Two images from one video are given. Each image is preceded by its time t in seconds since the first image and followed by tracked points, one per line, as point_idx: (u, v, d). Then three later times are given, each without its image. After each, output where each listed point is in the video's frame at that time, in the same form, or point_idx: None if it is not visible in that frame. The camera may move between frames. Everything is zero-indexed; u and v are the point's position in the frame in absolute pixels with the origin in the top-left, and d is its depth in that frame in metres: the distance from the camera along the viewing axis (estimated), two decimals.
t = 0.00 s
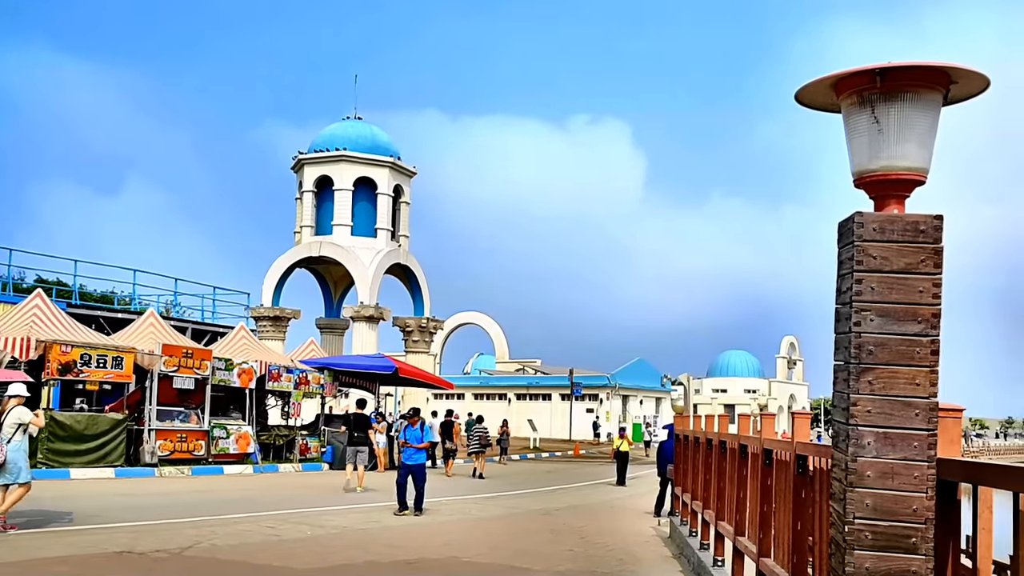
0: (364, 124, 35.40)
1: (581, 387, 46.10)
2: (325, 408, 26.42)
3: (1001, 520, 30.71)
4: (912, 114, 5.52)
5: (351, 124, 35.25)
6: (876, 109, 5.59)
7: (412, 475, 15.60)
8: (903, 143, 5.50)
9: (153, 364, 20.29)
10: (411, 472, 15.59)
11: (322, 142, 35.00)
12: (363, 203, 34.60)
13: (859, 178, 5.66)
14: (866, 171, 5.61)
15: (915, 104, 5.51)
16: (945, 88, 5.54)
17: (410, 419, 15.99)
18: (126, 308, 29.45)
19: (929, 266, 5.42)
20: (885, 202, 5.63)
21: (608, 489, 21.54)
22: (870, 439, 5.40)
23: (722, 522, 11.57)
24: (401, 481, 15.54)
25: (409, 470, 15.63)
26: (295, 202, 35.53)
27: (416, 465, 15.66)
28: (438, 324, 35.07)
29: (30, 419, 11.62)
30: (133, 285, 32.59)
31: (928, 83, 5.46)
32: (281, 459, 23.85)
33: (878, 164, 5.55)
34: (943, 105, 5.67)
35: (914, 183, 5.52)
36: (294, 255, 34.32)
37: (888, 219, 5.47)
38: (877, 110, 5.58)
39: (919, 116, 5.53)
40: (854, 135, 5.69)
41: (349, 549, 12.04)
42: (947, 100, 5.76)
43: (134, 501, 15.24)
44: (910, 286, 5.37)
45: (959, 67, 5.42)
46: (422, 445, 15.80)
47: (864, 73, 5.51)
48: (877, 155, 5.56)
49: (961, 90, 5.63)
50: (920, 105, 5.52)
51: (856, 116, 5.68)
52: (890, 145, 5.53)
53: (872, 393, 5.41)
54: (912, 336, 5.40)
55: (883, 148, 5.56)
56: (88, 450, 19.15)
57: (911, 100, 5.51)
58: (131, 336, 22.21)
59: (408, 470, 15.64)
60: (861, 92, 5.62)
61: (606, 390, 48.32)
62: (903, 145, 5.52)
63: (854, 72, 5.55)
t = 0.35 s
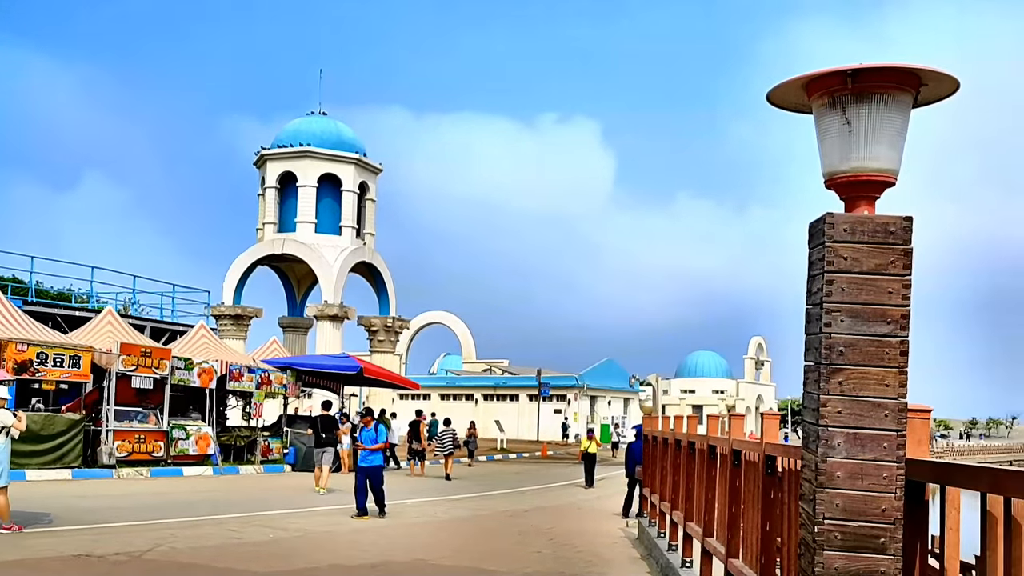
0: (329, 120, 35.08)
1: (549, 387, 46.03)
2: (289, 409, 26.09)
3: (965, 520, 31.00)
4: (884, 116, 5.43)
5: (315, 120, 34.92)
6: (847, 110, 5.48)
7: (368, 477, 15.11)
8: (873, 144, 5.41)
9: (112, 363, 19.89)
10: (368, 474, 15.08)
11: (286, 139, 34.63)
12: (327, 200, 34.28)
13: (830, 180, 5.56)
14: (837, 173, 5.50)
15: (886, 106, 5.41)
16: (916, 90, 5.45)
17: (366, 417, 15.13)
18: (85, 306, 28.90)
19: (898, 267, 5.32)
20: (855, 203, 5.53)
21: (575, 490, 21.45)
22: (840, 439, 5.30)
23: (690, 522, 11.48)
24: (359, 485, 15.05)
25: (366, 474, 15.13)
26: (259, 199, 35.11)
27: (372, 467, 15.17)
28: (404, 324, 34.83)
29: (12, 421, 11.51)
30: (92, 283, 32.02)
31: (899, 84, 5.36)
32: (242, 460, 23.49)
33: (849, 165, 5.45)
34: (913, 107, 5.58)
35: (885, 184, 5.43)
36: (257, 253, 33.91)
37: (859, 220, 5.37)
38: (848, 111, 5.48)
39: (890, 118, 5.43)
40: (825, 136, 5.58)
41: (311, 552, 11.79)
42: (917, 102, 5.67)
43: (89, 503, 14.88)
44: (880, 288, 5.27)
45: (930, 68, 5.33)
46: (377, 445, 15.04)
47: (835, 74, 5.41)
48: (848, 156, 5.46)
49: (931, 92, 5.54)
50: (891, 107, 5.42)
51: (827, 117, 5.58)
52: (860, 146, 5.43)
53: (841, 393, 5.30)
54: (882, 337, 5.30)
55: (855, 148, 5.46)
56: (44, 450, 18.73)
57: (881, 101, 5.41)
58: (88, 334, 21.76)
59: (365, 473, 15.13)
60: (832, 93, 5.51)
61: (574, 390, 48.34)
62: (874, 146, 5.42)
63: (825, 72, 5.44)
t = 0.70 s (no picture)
0: (293, 118, 34.84)
1: (515, 387, 46.05)
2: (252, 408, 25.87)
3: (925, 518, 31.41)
4: (849, 118, 5.49)
5: (279, 118, 34.67)
6: (813, 112, 5.53)
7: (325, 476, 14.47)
8: (839, 145, 5.46)
9: (73, 363, 19.60)
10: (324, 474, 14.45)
11: (249, 136, 34.36)
12: (291, 198, 34.04)
13: (796, 180, 5.61)
14: (803, 174, 5.56)
15: (850, 108, 5.47)
16: (879, 92, 5.52)
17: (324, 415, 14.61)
18: (44, 304, 28.47)
19: (863, 267, 5.39)
20: (820, 203, 5.59)
21: (541, 489, 21.47)
22: (806, 437, 5.36)
23: (655, 521, 11.55)
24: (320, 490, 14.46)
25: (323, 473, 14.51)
26: (221, 196, 34.77)
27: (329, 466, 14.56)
28: (369, 323, 34.67)
29: None
30: (52, 281, 31.54)
31: (863, 87, 5.43)
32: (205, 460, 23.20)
33: (815, 166, 5.51)
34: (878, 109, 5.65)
35: (850, 185, 5.49)
36: (220, 252, 33.59)
37: (824, 220, 5.42)
38: (814, 112, 5.53)
39: (855, 119, 5.49)
40: (791, 137, 5.63)
41: (275, 553, 11.70)
42: (881, 104, 5.74)
43: (49, 504, 14.67)
44: (845, 287, 5.32)
45: (894, 71, 5.40)
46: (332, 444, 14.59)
47: (801, 76, 5.45)
48: (814, 157, 5.52)
49: (895, 95, 5.61)
50: (855, 109, 5.48)
51: (794, 119, 5.63)
52: (826, 147, 5.49)
53: (807, 391, 5.36)
54: (847, 336, 5.36)
55: (820, 150, 5.51)
56: (3, 451, 18.43)
57: (846, 103, 5.47)
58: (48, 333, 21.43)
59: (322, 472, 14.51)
60: (798, 95, 5.56)
61: (540, 390, 48.37)
62: (839, 148, 5.47)
63: (791, 74, 5.49)
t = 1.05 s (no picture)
0: (261, 111, 34.55)
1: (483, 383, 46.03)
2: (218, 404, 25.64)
3: (890, 513, 31.79)
4: (822, 115, 5.52)
5: (247, 111, 34.38)
6: (787, 109, 5.56)
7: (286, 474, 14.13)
8: (812, 142, 5.49)
9: (37, 357, 19.27)
10: (285, 470, 14.13)
11: (216, 129, 34.04)
12: (259, 192, 33.75)
13: (768, 177, 5.65)
14: (776, 170, 5.59)
15: (822, 106, 5.51)
16: (852, 89, 5.56)
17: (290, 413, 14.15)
18: (6, 298, 28.02)
19: (836, 264, 5.43)
20: (793, 200, 5.62)
21: (510, 485, 21.47)
22: (777, 432, 5.38)
23: (625, 517, 11.58)
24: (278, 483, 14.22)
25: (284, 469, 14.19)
26: (188, 190, 34.41)
27: (290, 462, 14.29)
28: (337, 319, 34.48)
29: None
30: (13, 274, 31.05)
31: (836, 84, 5.47)
32: (171, 456, 23.20)
33: (787, 163, 5.54)
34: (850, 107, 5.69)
35: (821, 182, 5.53)
36: (186, 246, 33.23)
37: (797, 217, 5.46)
38: (787, 109, 5.56)
39: (827, 117, 5.53)
40: (765, 134, 5.66)
41: (243, 550, 11.60)
42: (853, 102, 5.78)
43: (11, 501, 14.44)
44: (818, 284, 5.37)
45: (866, 68, 5.45)
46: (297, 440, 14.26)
47: (774, 72, 5.49)
48: (787, 154, 5.55)
49: (867, 92, 5.66)
50: (828, 106, 5.52)
51: (767, 115, 5.65)
52: (799, 144, 5.52)
53: (779, 387, 5.39)
54: (820, 332, 5.39)
55: (794, 146, 5.54)
56: None
57: (819, 100, 5.50)
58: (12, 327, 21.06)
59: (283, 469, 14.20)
60: (771, 92, 5.60)
61: (508, 386, 48.37)
62: (812, 145, 5.50)
63: (765, 70, 5.53)
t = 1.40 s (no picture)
0: (232, 104, 34.30)
1: (458, 379, 45.97)
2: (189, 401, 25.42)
3: (862, 508, 32.06)
4: (797, 110, 5.52)
5: (218, 104, 34.12)
6: (763, 103, 5.56)
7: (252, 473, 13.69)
8: (787, 137, 5.50)
9: (5, 352, 19.02)
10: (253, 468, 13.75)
11: (187, 122, 33.76)
12: (230, 186, 33.48)
13: (744, 171, 5.64)
14: (751, 165, 5.59)
15: (799, 100, 5.51)
16: (827, 85, 5.57)
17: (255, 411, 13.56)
18: None
19: (810, 259, 5.43)
20: (767, 195, 5.62)
21: (485, 481, 21.43)
22: (752, 427, 5.38)
23: (600, 513, 11.56)
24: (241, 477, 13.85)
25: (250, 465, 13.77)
26: (158, 183, 34.09)
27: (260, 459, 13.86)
28: (310, 315, 34.28)
29: None
30: None
31: (812, 79, 5.47)
32: (141, 452, 22.93)
33: (763, 158, 5.54)
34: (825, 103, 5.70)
35: (797, 177, 5.53)
36: (156, 240, 32.90)
37: (773, 211, 5.46)
38: (763, 103, 5.55)
39: (803, 111, 5.54)
40: (740, 128, 5.66)
41: (214, 547, 11.49)
42: (829, 97, 5.79)
43: None
44: (792, 279, 5.37)
45: (841, 63, 5.46)
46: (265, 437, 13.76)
47: (750, 67, 5.49)
48: (762, 149, 5.55)
49: (842, 87, 5.67)
50: (804, 101, 5.52)
51: (743, 110, 5.65)
52: (775, 138, 5.52)
53: (754, 382, 5.38)
54: (794, 328, 5.40)
55: (768, 141, 5.54)
56: None
57: (795, 95, 5.50)
58: None
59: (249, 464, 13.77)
60: (747, 86, 5.59)
61: (483, 382, 48.86)
62: (788, 140, 5.51)
63: (741, 65, 5.52)
